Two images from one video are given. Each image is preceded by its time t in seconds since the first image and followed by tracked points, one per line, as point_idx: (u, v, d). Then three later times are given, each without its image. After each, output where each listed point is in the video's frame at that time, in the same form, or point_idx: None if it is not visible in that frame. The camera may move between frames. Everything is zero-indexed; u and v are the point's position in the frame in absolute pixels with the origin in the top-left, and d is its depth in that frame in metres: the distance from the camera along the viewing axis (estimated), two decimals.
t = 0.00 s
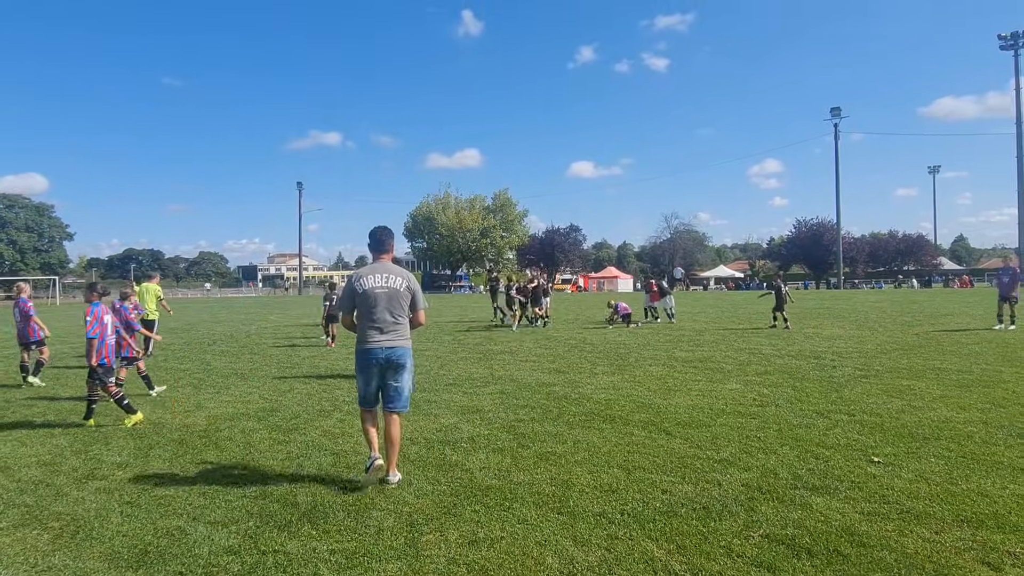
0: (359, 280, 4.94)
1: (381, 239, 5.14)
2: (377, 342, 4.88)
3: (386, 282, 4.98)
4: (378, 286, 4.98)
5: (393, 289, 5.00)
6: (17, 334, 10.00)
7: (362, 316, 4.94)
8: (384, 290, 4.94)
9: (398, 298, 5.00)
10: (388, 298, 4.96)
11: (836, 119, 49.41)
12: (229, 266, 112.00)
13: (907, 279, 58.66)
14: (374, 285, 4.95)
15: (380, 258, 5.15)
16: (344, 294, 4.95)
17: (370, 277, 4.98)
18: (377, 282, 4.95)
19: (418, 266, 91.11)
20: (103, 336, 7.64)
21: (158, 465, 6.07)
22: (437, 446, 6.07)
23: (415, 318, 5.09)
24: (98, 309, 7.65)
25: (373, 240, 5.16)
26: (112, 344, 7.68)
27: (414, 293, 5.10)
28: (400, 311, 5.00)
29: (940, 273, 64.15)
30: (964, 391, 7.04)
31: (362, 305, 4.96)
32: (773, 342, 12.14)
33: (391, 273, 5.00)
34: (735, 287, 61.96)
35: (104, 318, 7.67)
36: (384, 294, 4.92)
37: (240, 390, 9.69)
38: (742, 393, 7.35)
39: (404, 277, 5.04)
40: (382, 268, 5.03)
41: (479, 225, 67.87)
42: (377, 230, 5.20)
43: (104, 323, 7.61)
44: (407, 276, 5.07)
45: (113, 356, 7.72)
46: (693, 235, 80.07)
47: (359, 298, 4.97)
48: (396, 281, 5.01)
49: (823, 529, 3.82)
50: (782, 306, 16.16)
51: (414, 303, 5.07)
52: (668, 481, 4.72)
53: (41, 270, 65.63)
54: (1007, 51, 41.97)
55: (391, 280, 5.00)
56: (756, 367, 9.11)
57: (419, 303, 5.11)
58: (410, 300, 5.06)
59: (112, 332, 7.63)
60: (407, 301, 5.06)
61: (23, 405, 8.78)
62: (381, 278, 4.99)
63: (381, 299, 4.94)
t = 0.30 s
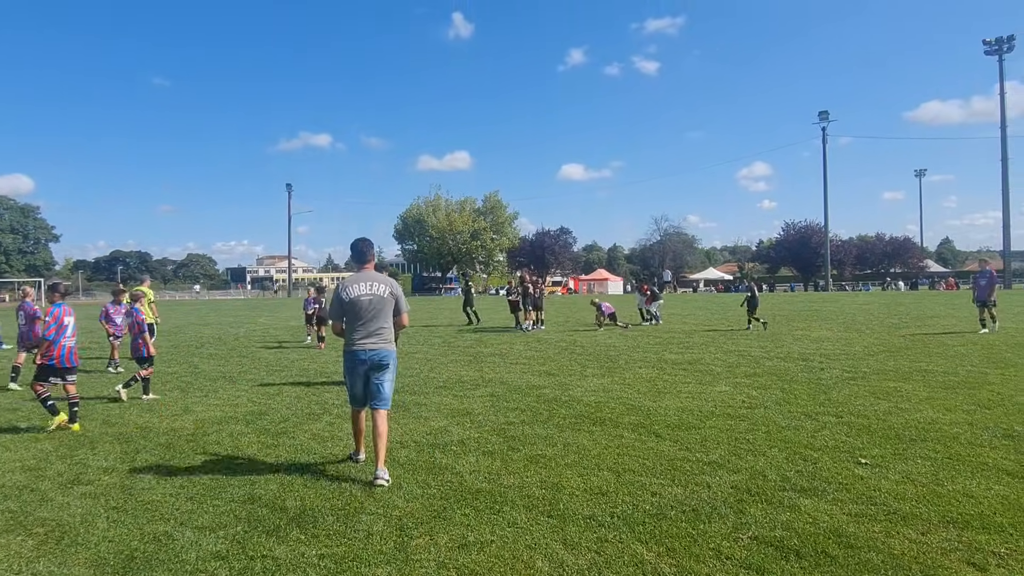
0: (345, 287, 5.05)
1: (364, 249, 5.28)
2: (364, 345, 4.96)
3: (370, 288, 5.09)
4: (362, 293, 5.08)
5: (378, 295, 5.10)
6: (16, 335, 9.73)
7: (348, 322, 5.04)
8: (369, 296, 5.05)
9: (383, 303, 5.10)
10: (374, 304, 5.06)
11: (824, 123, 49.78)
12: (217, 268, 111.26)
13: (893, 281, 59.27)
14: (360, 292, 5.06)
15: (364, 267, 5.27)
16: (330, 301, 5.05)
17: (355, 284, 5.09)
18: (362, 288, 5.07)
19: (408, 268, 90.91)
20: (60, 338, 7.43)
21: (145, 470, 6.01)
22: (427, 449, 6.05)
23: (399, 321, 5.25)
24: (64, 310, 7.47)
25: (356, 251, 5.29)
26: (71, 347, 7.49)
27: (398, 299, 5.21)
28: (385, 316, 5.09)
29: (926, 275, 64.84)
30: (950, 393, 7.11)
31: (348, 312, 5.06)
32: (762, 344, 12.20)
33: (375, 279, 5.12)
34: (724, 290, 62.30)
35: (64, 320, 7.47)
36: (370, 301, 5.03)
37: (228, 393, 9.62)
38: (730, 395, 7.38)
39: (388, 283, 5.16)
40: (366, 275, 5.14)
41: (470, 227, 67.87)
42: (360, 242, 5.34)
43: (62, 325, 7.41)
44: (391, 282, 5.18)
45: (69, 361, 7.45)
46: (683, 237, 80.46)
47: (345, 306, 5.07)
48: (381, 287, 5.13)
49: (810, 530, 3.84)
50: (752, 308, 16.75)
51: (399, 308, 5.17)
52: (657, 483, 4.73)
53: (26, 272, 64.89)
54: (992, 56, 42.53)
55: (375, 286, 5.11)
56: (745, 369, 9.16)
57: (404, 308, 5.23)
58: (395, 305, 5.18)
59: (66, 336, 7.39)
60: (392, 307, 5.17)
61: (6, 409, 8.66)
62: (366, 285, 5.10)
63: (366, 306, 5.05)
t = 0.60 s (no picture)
0: (323, 288, 5.57)
1: (341, 249, 5.76)
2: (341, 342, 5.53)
3: (346, 288, 5.60)
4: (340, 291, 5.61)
5: (353, 293, 5.62)
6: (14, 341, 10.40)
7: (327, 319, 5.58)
8: (344, 295, 5.57)
9: (359, 302, 5.64)
10: (350, 302, 5.59)
11: (803, 128, 50.45)
12: (199, 273, 110.00)
13: (872, 284, 60.16)
14: (336, 291, 5.58)
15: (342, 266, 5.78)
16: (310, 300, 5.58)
17: (332, 284, 5.62)
18: (338, 288, 5.58)
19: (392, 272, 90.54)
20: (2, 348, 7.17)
21: (123, 478, 5.90)
22: (410, 454, 6.01)
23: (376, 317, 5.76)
24: (3, 320, 7.13)
25: (334, 251, 5.78)
26: (15, 357, 7.29)
27: (372, 296, 5.73)
28: (360, 313, 5.64)
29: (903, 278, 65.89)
30: (927, 394, 7.23)
31: (327, 309, 5.60)
32: (744, 347, 12.30)
33: (350, 279, 5.63)
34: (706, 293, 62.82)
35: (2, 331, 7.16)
36: (346, 299, 5.56)
37: (208, 399, 9.49)
38: (712, 398, 7.43)
39: (363, 283, 5.68)
40: (342, 275, 5.65)
41: (453, 231, 67.82)
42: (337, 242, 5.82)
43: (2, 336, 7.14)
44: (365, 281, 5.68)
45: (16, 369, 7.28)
46: (666, 241, 81.02)
47: (324, 304, 5.60)
48: (356, 287, 5.64)
49: (791, 532, 3.87)
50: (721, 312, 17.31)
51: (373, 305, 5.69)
52: (640, 487, 4.74)
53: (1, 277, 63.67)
54: (967, 62, 43.40)
55: (350, 286, 5.62)
56: (727, 372, 9.23)
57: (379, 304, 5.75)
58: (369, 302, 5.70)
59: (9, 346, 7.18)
60: (366, 304, 5.69)
61: None
62: (343, 285, 5.61)
63: (344, 303, 5.58)
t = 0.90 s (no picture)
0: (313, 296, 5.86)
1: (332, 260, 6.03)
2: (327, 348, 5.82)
3: (334, 297, 5.88)
4: (327, 301, 5.90)
5: (341, 304, 5.90)
6: None
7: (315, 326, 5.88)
8: (332, 305, 5.85)
9: (346, 312, 5.94)
10: (337, 311, 5.88)
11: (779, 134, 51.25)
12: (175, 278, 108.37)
13: (847, 287, 61.21)
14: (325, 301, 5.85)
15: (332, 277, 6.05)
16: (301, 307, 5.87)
17: (321, 293, 5.89)
18: (326, 297, 5.86)
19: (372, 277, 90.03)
20: None
21: (94, 488, 5.76)
22: (390, 461, 5.96)
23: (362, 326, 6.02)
24: None
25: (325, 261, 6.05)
26: None
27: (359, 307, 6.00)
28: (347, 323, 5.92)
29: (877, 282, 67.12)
30: (900, 397, 7.35)
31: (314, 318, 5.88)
32: (722, 351, 12.44)
33: (339, 290, 5.90)
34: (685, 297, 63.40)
35: None
36: (334, 308, 5.84)
37: (184, 407, 9.33)
38: (691, 402, 7.49)
39: (350, 294, 5.98)
40: (331, 285, 5.94)
41: (434, 236, 67.67)
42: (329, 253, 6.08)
43: None
44: (353, 291, 5.95)
45: None
46: (645, 246, 81.66)
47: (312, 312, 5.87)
48: (343, 297, 5.92)
49: (768, 534, 3.90)
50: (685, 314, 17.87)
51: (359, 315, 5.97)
52: (619, 491, 4.75)
53: None
54: (937, 71, 44.44)
55: (339, 296, 5.90)
56: (705, 376, 9.30)
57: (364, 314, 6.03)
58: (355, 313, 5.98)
59: None
60: (352, 314, 5.97)
61: None
62: (332, 295, 5.89)
63: (331, 313, 5.86)
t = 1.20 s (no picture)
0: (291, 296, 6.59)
1: (305, 263, 6.80)
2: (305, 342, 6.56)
3: (310, 296, 6.65)
4: (304, 299, 6.65)
5: (317, 300, 6.68)
6: None
7: (293, 323, 6.58)
8: (309, 303, 6.62)
9: (321, 308, 6.71)
10: (313, 308, 6.64)
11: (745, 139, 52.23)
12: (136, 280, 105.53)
13: (810, 289, 62.66)
14: (302, 300, 6.60)
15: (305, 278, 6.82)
16: (279, 306, 6.57)
17: (298, 291, 6.63)
18: (303, 297, 6.61)
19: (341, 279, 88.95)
20: None
21: (50, 496, 5.56)
22: (358, 464, 5.89)
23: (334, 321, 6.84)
24: None
25: (299, 264, 6.79)
26: None
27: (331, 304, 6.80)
28: (322, 319, 6.69)
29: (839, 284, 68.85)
30: (861, 395, 7.54)
31: (292, 314, 6.60)
32: (689, 352, 12.60)
33: (315, 289, 6.69)
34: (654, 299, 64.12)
35: None
36: (311, 305, 6.61)
37: (145, 412, 9.08)
38: (659, 402, 7.57)
39: (323, 293, 6.76)
40: (307, 285, 6.70)
41: (404, 237, 67.17)
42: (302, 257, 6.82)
43: None
44: (326, 291, 6.73)
45: None
46: (615, 248, 82.36)
47: (290, 309, 6.61)
48: (318, 296, 6.69)
49: (734, 532, 3.96)
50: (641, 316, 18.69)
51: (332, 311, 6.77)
52: (589, 491, 4.77)
53: None
54: (896, 79, 45.82)
55: (314, 295, 6.68)
56: (673, 377, 9.41)
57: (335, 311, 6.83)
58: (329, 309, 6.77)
59: None
60: (326, 310, 6.75)
61: None
62: (308, 293, 6.66)
63: (308, 309, 6.62)
